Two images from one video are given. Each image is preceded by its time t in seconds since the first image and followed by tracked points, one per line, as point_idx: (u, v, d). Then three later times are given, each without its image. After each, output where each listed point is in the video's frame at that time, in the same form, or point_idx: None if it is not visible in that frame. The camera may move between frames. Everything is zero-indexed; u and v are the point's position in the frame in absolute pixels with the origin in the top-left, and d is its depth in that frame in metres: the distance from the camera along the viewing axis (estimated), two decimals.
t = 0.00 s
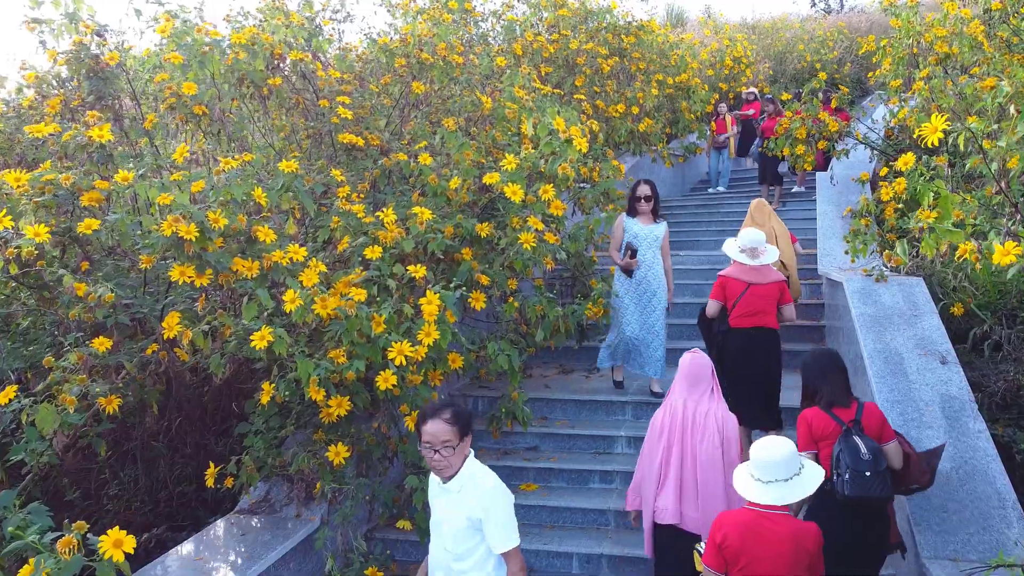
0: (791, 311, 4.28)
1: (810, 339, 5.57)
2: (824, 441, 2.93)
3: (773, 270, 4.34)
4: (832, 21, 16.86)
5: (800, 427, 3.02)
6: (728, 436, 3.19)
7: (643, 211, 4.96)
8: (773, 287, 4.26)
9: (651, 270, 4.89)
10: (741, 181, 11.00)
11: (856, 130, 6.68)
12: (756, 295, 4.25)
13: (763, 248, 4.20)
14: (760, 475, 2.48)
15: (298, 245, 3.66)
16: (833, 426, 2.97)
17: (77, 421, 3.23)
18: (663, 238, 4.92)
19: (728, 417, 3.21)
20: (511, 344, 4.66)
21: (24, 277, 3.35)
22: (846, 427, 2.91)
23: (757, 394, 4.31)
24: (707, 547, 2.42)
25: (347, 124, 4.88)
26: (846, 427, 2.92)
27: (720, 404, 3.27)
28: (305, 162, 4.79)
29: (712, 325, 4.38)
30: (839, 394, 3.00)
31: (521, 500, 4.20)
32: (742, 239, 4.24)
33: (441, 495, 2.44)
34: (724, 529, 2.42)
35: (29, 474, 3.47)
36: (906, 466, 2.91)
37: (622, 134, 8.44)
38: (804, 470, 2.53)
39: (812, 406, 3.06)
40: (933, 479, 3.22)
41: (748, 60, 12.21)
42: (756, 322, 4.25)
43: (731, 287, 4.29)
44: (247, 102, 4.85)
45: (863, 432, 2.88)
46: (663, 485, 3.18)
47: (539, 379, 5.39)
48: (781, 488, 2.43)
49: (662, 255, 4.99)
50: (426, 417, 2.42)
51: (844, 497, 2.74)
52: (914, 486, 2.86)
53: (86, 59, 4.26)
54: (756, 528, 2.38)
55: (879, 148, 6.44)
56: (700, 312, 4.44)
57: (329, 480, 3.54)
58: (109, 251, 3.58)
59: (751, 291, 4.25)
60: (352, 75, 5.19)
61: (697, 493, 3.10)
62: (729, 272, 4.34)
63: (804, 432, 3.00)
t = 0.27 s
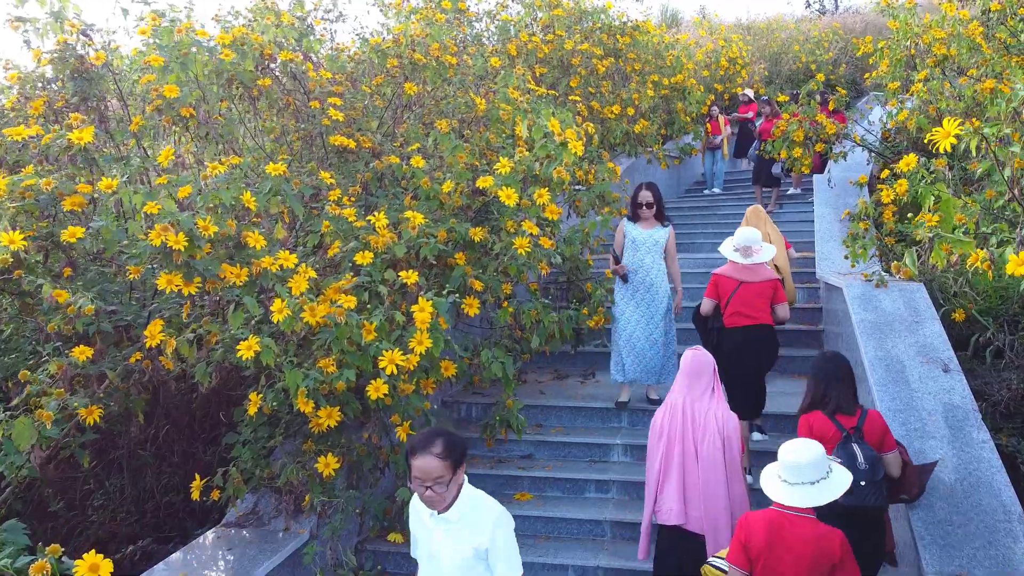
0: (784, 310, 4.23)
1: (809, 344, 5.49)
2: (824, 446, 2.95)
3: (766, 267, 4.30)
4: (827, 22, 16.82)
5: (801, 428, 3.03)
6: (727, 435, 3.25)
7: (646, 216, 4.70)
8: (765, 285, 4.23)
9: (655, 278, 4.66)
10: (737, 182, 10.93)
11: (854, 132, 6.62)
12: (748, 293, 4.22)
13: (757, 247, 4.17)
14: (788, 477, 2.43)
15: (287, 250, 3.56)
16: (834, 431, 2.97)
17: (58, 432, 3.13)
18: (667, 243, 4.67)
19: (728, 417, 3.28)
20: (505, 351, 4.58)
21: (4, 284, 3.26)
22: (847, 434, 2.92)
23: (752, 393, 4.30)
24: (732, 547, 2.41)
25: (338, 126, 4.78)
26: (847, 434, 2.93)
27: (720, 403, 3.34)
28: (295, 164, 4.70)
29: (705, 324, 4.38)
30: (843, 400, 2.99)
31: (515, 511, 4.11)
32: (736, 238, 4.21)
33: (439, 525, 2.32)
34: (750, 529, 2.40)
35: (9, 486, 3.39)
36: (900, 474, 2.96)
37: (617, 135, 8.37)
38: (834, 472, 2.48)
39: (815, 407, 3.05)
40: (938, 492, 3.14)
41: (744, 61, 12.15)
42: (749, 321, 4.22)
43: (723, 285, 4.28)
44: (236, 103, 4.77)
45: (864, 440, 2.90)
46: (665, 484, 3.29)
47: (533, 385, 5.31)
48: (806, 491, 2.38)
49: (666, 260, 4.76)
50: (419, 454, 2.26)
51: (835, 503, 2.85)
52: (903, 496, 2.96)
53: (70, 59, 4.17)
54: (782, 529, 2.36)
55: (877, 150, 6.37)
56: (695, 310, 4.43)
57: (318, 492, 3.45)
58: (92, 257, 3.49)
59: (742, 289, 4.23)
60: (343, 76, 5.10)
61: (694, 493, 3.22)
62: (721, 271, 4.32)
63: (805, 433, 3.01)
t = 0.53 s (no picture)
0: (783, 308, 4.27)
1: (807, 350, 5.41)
2: (815, 432, 3.04)
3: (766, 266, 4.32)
4: (822, 23, 16.78)
5: (791, 418, 3.11)
6: (738, 444, 3.19)
7: (639, 235, 4.48)
8: (763, 282, 4.26)
9: (648, 299, 4.38)
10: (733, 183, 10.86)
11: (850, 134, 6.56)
12: (748, 291, 4.24)
13: (758, 246, 4.17)
14: (806, 485, 2.48)
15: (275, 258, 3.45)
16: (823, 418, 3.07)
17: (37, 446, 3.04)
18: (661, 263, 4.42)
19: (740, 426, 3.21)
20: (499, 357, 4.49)
21: None
22: (835, 420, 3.01)
23: (750, 389, 4.35)
24: (752, 553, 2.45)
25: (328, 128, 4.68)
26: (835, 420, 3.02)
27: (732, 411, 3.26)
28: (284, 167, 4.61)
29: (704, 319, 4.40)
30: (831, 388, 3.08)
31: (510, 523, 4.01)
32: (737, 237, 4.22)
33: (422, 552, 2.19)
34: (769, 534, 2.45)
35: None
36: (892, 454, 3.05)
37: (613, 137, 8.29)
38: (850, 478, 2.53)
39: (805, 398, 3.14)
40: (942, 505, 3.07)
41: (739, 62, 12.08)
42: (748, 318, 4.25)
43: (723, 282, 4.30)
44: (224, 105, 4.67)
45: (853, 424, 2.99)
46: (673, 492, 3.22)
47: (528, 391, 5.22)
48: (827, 498, 2.43)
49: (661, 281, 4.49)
50: (398, 495, 2.15)
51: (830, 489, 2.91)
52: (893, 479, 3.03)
53: (54, 59, 4.06)
54: (801, 535, 2.41)
55: (875, 153, 6.30)
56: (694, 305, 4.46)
57: (307, 506, 3.35)
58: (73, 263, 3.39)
59: (742, 286, 4.25)
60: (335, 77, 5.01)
61: (704, 503, 3.16)
62: (721, 267, 4.34)
63: (796, 423, 3.09)
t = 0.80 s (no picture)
0: (782, 300, 4.49)
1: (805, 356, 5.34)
2: (810, 422, 3.13)
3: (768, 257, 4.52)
4: (817, 24, 16.74)
5: (785, 412, 3.19)
6: (757, 440, 3.16)
7: (628, 252, 4.24)
8: (765, 274, 4.48)
9: (635, 320, 4.20)
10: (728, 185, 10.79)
11: (848, 136, 6.50)
12: (750, 282, 4.45)
13: (760, 236, 4.35)
14: (824, 493, 2.41)
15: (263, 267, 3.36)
16: (816, 409, 3.14)
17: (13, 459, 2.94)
18: (650, 283, 4.21)
19: (760, 423, 3.18)
20: (493, 364, 4.41)
21: None
22: (828, 410, 3.07)
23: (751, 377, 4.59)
24: (770, 561, 2.38)
25: (319, 130, 4.59)
26: (829, 410, 3.08)
27: (754, 408, 3.23)
28: (273, 170, 4.51)
29: (706, 309, 4.60)
30: (819, 380, 3.14)
31: (503, 534, 3.93)
32: (739, 227, 4.40)
33: None
34: (788, 542, 2.38)
35: None
36: (888, 438, 3.08)
37: (608, 138, 8.22)
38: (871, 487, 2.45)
39: (795, 391, 3.21)
40: (946, 519, 3.00)
41: (734, 63, 12.02)
42: (750, 308, 4.47)
43: (726, 272, 4.52)
44: (212, 106, 4.57)
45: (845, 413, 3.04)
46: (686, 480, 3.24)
47: (522, 398, 5.14)
48: (843, 505, 2.37)
49: (649, 300, 4.29)
50: (363, 522, 2.02)
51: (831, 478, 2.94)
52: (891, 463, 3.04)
53: (36, 58, 3.96)
54: (821, 544, 2.33)
55: (873, 156, 6.24)
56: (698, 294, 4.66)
57: (294, 519, 3.26)
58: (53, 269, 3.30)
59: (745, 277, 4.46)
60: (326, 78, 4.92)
61: (715, 495, 3.17)
62: (725, 257, 4.55)
63: (791, 417, 3.18)
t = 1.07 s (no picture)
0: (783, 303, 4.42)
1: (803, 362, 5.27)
2: (812, 425, 3.08)
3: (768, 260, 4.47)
4: (812, 25, 16.71)
5: (786, 414, 3.15)
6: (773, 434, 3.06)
7: (621, 261, 4.07)
8: (766, 276, 4.41)
9: (625, 333, 4.02)
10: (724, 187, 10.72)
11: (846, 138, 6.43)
12: (751, 284, 4.38)
13: (759, 238, 4.31)
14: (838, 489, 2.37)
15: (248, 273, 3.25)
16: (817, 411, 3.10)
17: None
18: (642, 295, 4.01)
19: (779, 417, 3.08)
20: (487, 372, 4.32)
21: None
22: (830, 412, 3.03)
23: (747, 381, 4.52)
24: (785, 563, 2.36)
25: (308, 132, 4.50)
26: (831, 413, 3.04)
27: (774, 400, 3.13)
28: (262, 174, 4.41)
29: (705, 310, 4.53)
30: (820, 381, 3.10)
31: (497, 547, 3.84)
32: (739, 229, 4.36)
33: None
34: (802, 544, 2.36)
35: None
36: (885, 444, 3.06)
37: (603, 140, 8.14)
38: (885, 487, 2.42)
39: (796, 391, 3.16)
40: (951, 534, 2.94)
41: (730, 64, 11.96)
42: (750, 310, 4.39)
43: (727, 273, 4.44)
44: (199, 108, 4.47)
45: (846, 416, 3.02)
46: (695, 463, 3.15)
47: (517, 405, 5.05)
48: (857, 503, 2.33)
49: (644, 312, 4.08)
50: (337, 562, 1.96)
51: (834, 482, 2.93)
52: (890, 467, 3.01)
53: (16, 59, 3.85)
54: (837, 543, 2.31)
55: (871, 159, 6.18)
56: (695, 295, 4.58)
57: (282, 534, 3.17)
58: (32, 277, 3.20)
59: (746, 279, 4.39)
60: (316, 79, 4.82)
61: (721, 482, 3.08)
62: (726, 259, 4.48)
63: (793, 418, 3.12)
